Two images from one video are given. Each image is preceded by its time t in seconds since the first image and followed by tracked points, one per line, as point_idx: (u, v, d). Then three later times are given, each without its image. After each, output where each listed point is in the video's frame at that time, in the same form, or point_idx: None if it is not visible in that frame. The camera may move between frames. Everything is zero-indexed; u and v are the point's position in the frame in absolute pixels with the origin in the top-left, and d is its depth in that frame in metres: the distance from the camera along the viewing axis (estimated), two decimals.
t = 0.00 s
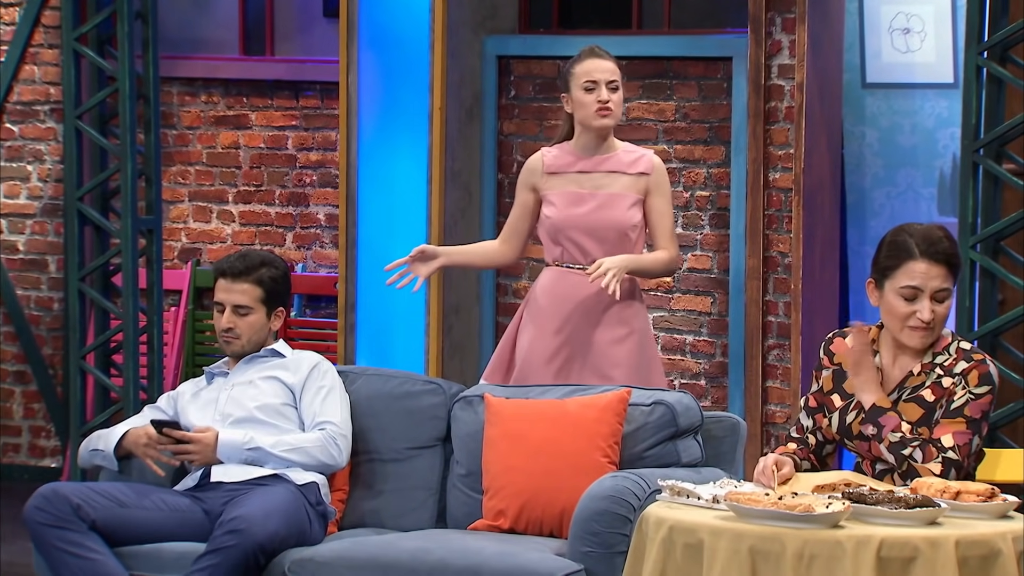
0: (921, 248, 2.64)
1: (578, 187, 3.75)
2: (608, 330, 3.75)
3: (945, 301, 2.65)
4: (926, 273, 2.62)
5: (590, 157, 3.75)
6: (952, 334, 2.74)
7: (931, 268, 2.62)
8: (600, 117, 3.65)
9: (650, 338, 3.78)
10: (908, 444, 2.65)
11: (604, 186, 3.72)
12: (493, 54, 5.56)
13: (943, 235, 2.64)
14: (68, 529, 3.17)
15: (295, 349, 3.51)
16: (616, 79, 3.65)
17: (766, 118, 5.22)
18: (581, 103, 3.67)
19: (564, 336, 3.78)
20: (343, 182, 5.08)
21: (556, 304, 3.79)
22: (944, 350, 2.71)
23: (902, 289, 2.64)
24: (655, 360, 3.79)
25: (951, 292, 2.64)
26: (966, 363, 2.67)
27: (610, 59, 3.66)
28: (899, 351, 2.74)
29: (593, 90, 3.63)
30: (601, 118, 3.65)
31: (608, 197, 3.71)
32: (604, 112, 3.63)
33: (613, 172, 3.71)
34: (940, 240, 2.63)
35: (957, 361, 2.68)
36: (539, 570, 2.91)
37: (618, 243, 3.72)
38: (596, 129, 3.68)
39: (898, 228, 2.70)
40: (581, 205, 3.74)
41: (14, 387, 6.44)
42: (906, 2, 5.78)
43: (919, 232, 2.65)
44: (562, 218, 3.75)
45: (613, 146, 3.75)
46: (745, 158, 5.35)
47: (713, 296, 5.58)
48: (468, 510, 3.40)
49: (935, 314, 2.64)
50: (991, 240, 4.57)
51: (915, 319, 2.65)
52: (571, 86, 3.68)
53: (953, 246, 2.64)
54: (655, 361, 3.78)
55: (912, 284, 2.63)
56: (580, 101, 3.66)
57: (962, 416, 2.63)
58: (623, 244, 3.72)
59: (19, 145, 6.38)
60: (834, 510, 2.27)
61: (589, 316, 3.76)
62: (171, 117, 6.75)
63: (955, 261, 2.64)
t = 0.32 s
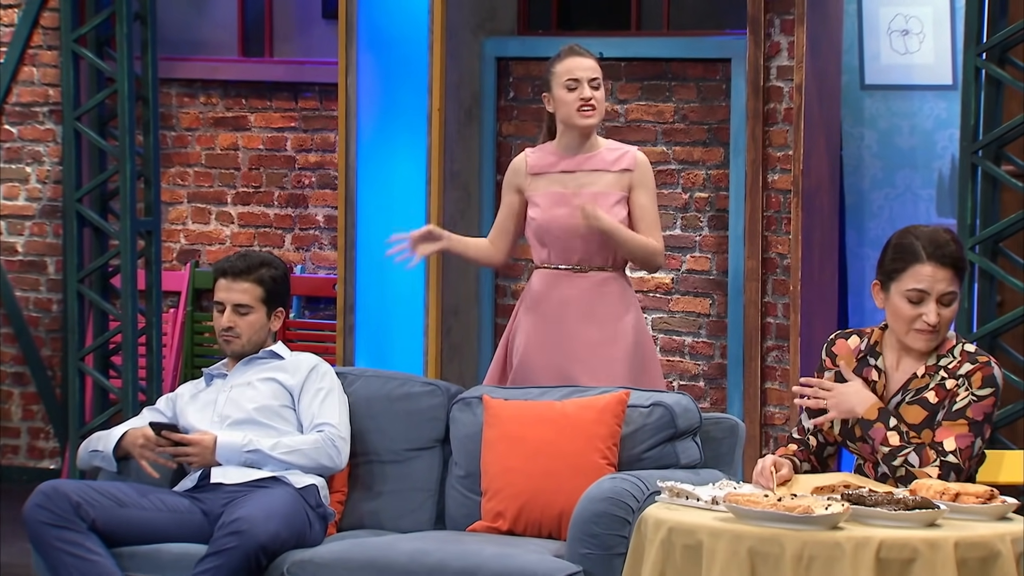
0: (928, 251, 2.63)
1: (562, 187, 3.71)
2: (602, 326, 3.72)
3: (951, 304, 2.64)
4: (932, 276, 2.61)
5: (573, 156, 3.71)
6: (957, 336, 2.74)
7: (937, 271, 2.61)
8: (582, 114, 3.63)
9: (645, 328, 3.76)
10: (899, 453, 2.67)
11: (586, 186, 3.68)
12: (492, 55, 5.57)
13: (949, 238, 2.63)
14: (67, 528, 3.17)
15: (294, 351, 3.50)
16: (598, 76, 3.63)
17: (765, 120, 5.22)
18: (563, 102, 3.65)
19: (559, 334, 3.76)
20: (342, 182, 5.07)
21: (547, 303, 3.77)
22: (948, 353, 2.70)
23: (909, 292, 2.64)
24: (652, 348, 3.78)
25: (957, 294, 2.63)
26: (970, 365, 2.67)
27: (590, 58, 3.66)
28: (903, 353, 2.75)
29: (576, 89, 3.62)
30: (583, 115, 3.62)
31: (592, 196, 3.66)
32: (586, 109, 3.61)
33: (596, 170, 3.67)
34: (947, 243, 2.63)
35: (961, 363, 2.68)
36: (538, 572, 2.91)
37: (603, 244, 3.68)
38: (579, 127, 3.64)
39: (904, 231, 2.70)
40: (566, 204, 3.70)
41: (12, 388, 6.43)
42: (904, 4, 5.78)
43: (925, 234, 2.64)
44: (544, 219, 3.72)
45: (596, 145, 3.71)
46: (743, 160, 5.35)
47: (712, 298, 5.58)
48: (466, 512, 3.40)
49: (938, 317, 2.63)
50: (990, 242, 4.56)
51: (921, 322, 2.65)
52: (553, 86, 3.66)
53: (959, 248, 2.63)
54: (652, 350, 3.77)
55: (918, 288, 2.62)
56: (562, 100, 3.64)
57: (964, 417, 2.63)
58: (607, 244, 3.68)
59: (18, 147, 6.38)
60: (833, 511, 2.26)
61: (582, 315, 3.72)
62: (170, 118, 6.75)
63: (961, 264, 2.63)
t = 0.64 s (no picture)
0: (915, 253, 2.63)
1: (549, 190, 3.72)
2: (593, 330, 3.70)
3: (937, 306, 2.63)
4: (916, 279, 2.61)
5: (563, 157, 3.71)
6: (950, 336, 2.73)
7: (922, 274, 2.61)
8: (564, 114, 3.63)
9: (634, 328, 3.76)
10: (899, 450, 2.66)
11: (571, 188, 3.69)
12: (485, 58, 5.58)
13: (937, 241, 2.63)
14: (61, 531, 3.16)
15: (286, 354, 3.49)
16: (586, 76, 3.62)
17: (758, 122, 5.21)
18: (550, 102, 3.65)
19: (549, 341, 3.73)
20: (335, 183, 5.12)
21: (534, 309, 3.75)
22: (942, 353, 2.71)
23: (893, 293, 2.64)
24: (642, 347, 3.78)
25: (944, 297, 2.63)
26: (963, 367, 2.67)
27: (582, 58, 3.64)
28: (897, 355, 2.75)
29: (562, 88, 3.62)
30: (564, 115, 3.64)
31: (577, 200, 3.68)
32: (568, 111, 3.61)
33: (584, 173, 3.67)
34: (935, 245, 2.63)
35: (955, 365, 2.68)
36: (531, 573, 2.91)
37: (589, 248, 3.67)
38: (563, 126, 3.66)
39: (896, 232, 2.70)
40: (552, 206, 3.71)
41: (5, 391, 6.42)
42: (898, 6, 5.78)
43: (915, 236, 2.65)
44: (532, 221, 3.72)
45: (585, 145, 3.70)
46: (737, 162, 5.35)
47: (705, 300, 5.58)
48: (459, 515, 3.40)
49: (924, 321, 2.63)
50: (983, 244, 4.57)
51: (906, 324, 2.65)
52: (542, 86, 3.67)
53: (947, 252, 2.63)
54: (641, 349, 3.77)
55: (903, 290, 2.63)
56: (549, 101, 3.64)
57: (956, 420, 2.63)
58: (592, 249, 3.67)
59: (11, 149, 6.37)
60: (826, 513, 2.26)
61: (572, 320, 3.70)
62: (163, 120, 6.75)
63: (950, 267, 2.63)
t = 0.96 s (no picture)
0: (882, 244, 2.63)
1: (541, 189, 3.71)
2: (586, 330, 3.69)
3: (902, 299, 2.64)
4: (880, 270, 2.62)
5: (554, 156, 3.71)
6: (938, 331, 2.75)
7: (885, 264, 2.62)
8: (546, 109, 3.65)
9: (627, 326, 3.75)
10: (893, 446, 2.67)
11: (565, 188, 3.67)
12: (475, 58, 5.58)
13: (907, 233, 2.63)
14: (51, 532, 3.15)
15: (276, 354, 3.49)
16: (572, 74, 3.63)
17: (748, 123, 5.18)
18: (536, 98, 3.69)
19: (541, 341, 3.72)
20: (325, 185, 5.12)
21: (526, 309, 3.73)
22: (930, 348, 2.72)
23: (860, 282, 2.67)
24: (634, 346, 3.77)
25: (910, 291, 2.63)
26: (950, 364, 2.69)
27: (571, 58, 3.67)
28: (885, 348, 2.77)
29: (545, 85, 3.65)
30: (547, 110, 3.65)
31: (567, 198, 3.66)
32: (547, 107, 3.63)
33: (577, 173, 3.66)
34: (903, 239, 2.62)
35: (942, 360, 2.70)
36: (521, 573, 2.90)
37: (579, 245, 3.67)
38: (546, 121, 3.68)
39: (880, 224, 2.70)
40: (544, 205, 3.69)
41: None
42: (887, 7, 5.79)
43: (888, 228, 2.65)
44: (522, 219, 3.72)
45: (576, 147, 3.71)
46: (727, 163, 5.35)
47: (695, 300, 5.59)
48: (450, 515, 3.39)
49: (887, 311, 2.64)
50: (973, 244, 4.58)
51: (871, 313, 2.66)
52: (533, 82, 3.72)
53: (917, 247, 2.62)
54: (634, 348, 3.76)
55: (867, 279, 2.64)
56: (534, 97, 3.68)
57: (946, 418, 2.64)
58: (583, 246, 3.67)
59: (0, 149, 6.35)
60: (816, 514, 2.27)
61: (565, 320, 3.69)
62: (153, 121, 6.74)
63: (920, 262, 2.62)
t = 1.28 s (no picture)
0: (869, 236, 2.64)
1: (543, 187, 3.71)
2: (585, 328, 3.69)
3: (890, 290, 2.64)
4: (867, 261, 2.62)
5: (556, 153, 3.71)
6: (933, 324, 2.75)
7: (873, 257, 2.62)
8: (557, 105, 3.64)
9: (628, 323, 3.75)
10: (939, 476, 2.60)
11: (567, 186, 3.69)
12: (474, 57, 5.58)
13: (895, 226, 2.63)
14: (50, 531, 3.15)
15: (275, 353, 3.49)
16: (579, 71, 3.64)
17: (747, 122, 5.20)
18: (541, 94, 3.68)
19: (541, 341, 3.71)
20: (324, 184, 5.12)
21: (524, 308, 3.73)
22: (926, 339, 2.72)
23: (848, 274, 2.67)
24: (635, 343, 3.77)
25: (897, 281, 2.62)
26: (951, 355, 2.69)
27: (575, 55, 3.67)
28: (879, 341, 2.77)
29: (553, 82, 3.65)
30: (558, 106, 3.64)
31: (569, 196, 3.68)
32: (557, 102, 3.63)
33: (575, 170, 3.67)
34: (889, 230, 2.62)
35: (940, 350, 2.70)
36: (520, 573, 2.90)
37: (580, 244, 3.68)
38: (556, 117, 3.67)
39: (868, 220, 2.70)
40: (547, 202, 3.70)
41: None
42: (886, 6, 5.79)
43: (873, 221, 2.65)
44: (523, 216, 3.73)
45: (581, 144, 3.71)
46: (726, 162, 5.36)
47: (694, 300, 5.59)
48: (448, 514, 3.39)
49: (876, 302, 2.65)
50: (971, 243, 4.58)
51: (861, 305, 2.67)
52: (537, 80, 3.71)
53: (905, 239, 2.62)
54: (634, 344, 3.76)
55: (855, 271, 2.65)
56: (540, 93, 3.67)
57: (967, 415, 2.63)
58: (584, 244, 3.68)
59: None
60: (815, 513, 2.27)
61: (564, 319, 3.69)
62: (152, 120, 6.74)
63: (908, 254, 2.61)
